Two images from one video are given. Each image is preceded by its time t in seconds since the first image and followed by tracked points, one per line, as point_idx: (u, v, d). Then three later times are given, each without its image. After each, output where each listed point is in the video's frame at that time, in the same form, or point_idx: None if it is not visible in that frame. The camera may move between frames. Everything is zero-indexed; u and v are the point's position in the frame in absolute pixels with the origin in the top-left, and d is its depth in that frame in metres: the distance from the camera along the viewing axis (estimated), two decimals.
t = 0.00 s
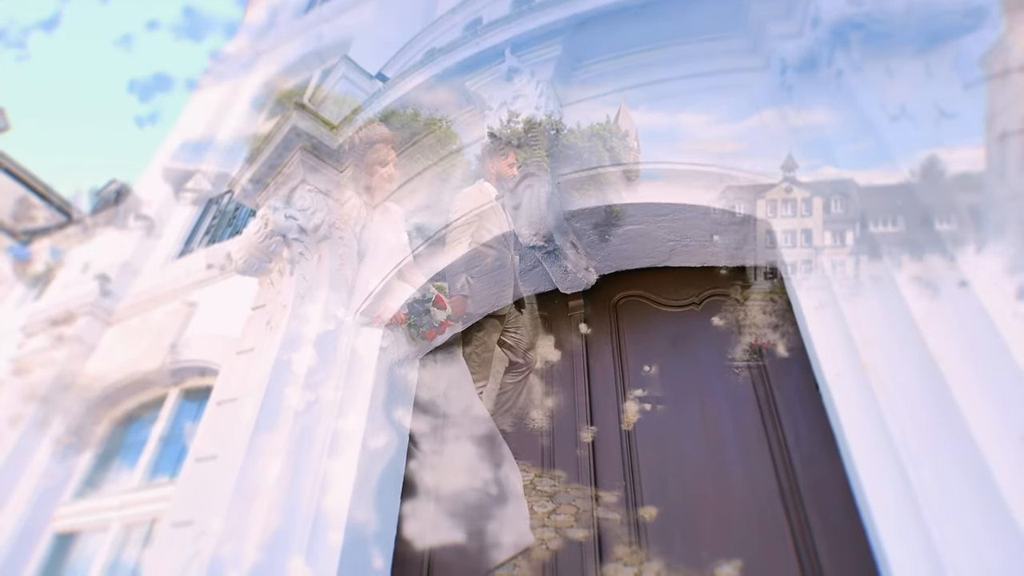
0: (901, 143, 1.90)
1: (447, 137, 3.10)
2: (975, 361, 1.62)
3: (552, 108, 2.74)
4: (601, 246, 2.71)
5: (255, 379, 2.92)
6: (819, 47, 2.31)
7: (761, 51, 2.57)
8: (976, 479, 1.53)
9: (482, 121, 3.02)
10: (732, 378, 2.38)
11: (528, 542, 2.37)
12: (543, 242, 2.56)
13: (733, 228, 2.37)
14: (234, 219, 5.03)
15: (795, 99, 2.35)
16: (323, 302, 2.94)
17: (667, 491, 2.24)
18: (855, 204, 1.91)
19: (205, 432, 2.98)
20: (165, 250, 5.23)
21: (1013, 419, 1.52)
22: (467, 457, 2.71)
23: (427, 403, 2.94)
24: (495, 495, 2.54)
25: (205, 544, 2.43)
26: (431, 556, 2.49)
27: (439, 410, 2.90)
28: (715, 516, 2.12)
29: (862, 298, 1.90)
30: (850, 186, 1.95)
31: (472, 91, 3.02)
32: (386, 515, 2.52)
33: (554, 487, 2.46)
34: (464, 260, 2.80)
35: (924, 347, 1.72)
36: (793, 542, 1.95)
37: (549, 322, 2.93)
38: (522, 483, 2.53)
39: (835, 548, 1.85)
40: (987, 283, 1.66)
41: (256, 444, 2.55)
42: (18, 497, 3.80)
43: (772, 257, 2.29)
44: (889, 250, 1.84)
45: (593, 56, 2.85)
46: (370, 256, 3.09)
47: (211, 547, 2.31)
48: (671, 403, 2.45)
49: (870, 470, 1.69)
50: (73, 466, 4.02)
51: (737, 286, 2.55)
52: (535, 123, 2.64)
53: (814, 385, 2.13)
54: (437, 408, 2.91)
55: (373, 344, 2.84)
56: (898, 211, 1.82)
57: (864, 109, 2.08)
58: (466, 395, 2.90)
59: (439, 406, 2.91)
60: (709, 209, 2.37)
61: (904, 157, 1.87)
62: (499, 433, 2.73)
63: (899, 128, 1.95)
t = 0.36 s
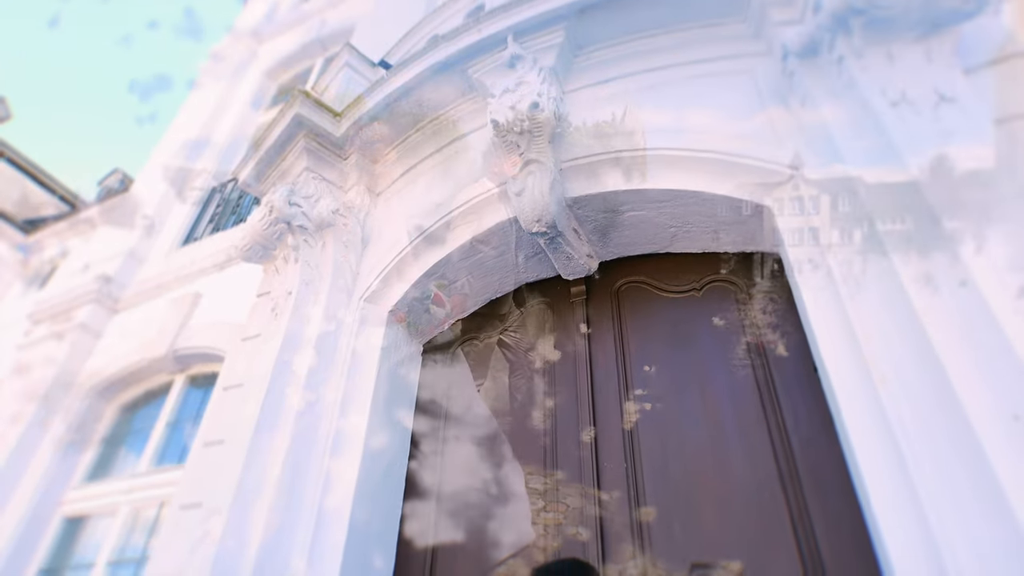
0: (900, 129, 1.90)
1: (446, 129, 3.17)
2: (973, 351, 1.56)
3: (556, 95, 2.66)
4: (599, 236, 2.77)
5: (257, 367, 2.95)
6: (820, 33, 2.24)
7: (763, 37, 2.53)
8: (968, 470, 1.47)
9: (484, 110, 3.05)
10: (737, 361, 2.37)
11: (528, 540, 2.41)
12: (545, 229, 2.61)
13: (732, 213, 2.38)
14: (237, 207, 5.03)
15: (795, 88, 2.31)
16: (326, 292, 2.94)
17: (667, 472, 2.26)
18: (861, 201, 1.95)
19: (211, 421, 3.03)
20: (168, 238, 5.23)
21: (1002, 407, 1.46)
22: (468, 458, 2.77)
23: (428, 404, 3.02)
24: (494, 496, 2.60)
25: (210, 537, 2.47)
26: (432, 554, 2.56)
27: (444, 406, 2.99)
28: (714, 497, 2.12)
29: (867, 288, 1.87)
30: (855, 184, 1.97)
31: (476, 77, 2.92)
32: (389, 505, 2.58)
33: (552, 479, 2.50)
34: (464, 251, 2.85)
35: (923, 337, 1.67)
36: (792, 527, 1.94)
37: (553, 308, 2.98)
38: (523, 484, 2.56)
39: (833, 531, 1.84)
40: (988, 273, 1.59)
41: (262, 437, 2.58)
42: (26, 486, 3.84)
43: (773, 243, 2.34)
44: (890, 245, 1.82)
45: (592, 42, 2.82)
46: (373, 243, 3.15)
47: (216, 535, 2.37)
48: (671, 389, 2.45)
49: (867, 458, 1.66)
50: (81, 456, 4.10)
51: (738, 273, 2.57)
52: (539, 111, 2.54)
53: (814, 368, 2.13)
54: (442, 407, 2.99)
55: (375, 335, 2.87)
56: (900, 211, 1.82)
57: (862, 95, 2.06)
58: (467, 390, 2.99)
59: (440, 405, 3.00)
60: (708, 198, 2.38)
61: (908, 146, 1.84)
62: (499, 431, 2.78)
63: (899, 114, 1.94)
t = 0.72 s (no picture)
0: (899, 111, 1.95)
1: (448, 117, 3.17)
2: (969, 333, 1.59)
3: (557, 80, 2.71)
4: (598, 220, 2.80)
5: (262, 352, 2.99)
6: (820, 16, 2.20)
7: (764, 22, 2.55)
8: (959, 448, 1.50)
9: (485, 96, 3.07)
10: (736, 344, 2.40)
11: (528, 538, 2.41)
12: (546, 214, 2.64)
13: (732, 196, 2.40)
14: (240, 194, 5.05)
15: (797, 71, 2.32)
16: (331, 277, 2.97)
17: (667, 452, 2.30)
18: (863, 192, 1.93)
19: (218, 405, 3.08)
20: (171, 225, 5.24)
21: (995, 387, 1.49)
22: (468, 458, 2.77)
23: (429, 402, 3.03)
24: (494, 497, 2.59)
25: (217, 519, 2.51)
26: (434, 551, 2.58)
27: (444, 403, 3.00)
28: (712, 477, 2.16)
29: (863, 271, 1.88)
30: (857, 176, 1.96)
31: (477, 63, 2.93)
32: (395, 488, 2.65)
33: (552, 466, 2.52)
34: (464, 237, 2.88)
35: (917, 318, 1.69)
36: (788, 503, 1.99)
37: (553, 293, 3.00)
38: (523, 484, 2.55)
39: (829, 510, 1.90)
40: (986, 259, 1.63)
41: (268, 420, 2.63)
42: (35, 471, 3.91)
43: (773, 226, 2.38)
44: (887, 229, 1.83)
45: (594, 25, 2.83)
46: (376, 228, 3.18)
47: (226, 515, 2.44)
48: (670, 374, 2.47)
49: (862, 437, 1.67)
50: (89, 440, 4.15)
51: (737, 256, 2.59)
52: (541, 96, 2.58)
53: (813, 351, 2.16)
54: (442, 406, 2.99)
55: (381, 320, 2.91)
56: (898, 192, 1.84)
57: (862, 79, 2.07)
58: (468, 386, 2.99)
59: (440, 405, 3.00)
60: (708, 184, 2.41)
61: (904, 128, 1.90)
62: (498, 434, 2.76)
63: (898, 98, 1.98)
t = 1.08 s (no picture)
0: (899, 92, 1.97)
1: (451, 101, 3.19)
2: (962, 309, 1.60)
3: (559, 64, 2.72)
4: (599, 204, 2.82)
5: (268, 336, 3.03)
6: None
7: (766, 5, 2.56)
8: (951, 423, 1.53)
9: (487, 80, 3.08)
10: (736, 324, 2.44)
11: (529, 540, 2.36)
12: (548, 198, 2.65)
13: (732, 179, 2.42)
14: (243, 180, 5.08)
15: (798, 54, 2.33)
16: (335, 262, 3.01)
17: (668, 430, 2.34)
18: (858, 173, 1.95)
19: (225, 388, 3.13)
20: (175, 212, 5.26)
21: (987, 362, 1.51)
22: (469, 458, 2.73)
23: (432, 391, 3.04)
24: (495, 497, 2.55)
25: (227, 498, 2.56)
26: (437, 546, 2.57)
27: (446, 396, 2.98)
28: (712, 455, 2.20)
29: (860, 248, 1.88)
30: (854, 157, 1.98)
31: (479, 47, 2.94)
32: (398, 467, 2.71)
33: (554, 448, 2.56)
34: (467, 222, 2.91)
35: (909, 292, 1.70)
36: (786, 478, 2.03)
37: (555, 277, 3.02)
38: (523, 484, 2.51)
39: (827, 484, 1.94)
40: (980, 236, 1.65)
41: (275, 401, 2.67)
42: (46, 454, 3.97)
43: (772, 207, 2.42)
44: (881, 207, 1.83)
45: (596, 9, 2.83)
46: (380, 213, 3.21)
47: (235, 494, 2.49)
48: (671, 355, 2.51)
49: (857, 412, 1.73)
50: (98, 424, 4.20)
51: (738, 239, 2.61)
52: (543, 80, 2.61)
53: (812, 330, 2.20)
54: (443, 400, 2.97)
55: (386, 303, 2.95)
56: (895, 172, 1.86)
57: (863, 62, 2.09)
58: (470, 379, 2.98)
59: (440, 404, 2.97)
60: (709, 167, 2.43)
61: (902, 108, 1.93)
62: (499, 433, 2.72)
63: (899, 80, 2.01)
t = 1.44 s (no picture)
0: (900, 70, 1.98)
1: (453, 83, 3.20)
2: (958, 285, 1.62)
3: (561, 44, 2.73)
4: (601, 184, 2.84)
5: (273, 316, 3.07)
6: None
7: None
8: (944, 397, 1.56)
9: (489, 61, 3.08)
10: (736, 303, 2.46)
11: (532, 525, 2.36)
12: (551, 178, 2.67)
13: (734, 158, 2.44)
14: (246, 163, 5.09)
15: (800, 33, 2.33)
16: (339, 243, 3.04)
17: (668, 408, 2.38)
18: (858, 154, 1.98)
19: (232, 368, 3.17)
20: (178, 194, 5.28)
21: (981, 337, 1.54)
22: (472, 446, 2.73)
23: (436, 372, 3.07)
24: (498, 476, 2.59)
25: (236, 474, 2.61)
26: (441, 527, 2.60)
27: (449, 377, 3.02)
28: (712, 432, 2.25)
29: (859, 227, 1.91)
30: (855, 136, 2.00)
31: (481, 28, 2.94)
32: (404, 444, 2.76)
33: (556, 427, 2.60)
34: (470, 202, 2.93)
35: (907, 271, 1.73)
36: (784, 454, 2.07)
37: (557, 258, 3.05)
38: (527, 471, 2.53)
39: (823, 459, 1.99)
40: (976, 212, 1.66)
41: (282, 380, 2.71)
42: (57, 434, 4.03)
43: (773, 186, 2.45)
44: (882, 185, 1.85)
45: None
46: (383, 194, 3.23)
47: (244, 470, 2.54)
48: (672, 334, 2.54)
49: (854, 388, 1.77)
50: (107, 405, 4.26)
51: (739, 218, 2.63)
52: (545, 61, 2.62)
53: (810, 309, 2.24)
54: (446, 381, 3.01)
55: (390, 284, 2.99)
56: (894, 154, 1.89)
57: (865, 40, 2.09)
58: (473, 360, 3.01)
59: (443, 391, 2.98)
60: (711, 146, 2.44)
61: (903, 87, 1.94)
62: (502, 420, 2.73)
63: (900, 58, 2.01)
